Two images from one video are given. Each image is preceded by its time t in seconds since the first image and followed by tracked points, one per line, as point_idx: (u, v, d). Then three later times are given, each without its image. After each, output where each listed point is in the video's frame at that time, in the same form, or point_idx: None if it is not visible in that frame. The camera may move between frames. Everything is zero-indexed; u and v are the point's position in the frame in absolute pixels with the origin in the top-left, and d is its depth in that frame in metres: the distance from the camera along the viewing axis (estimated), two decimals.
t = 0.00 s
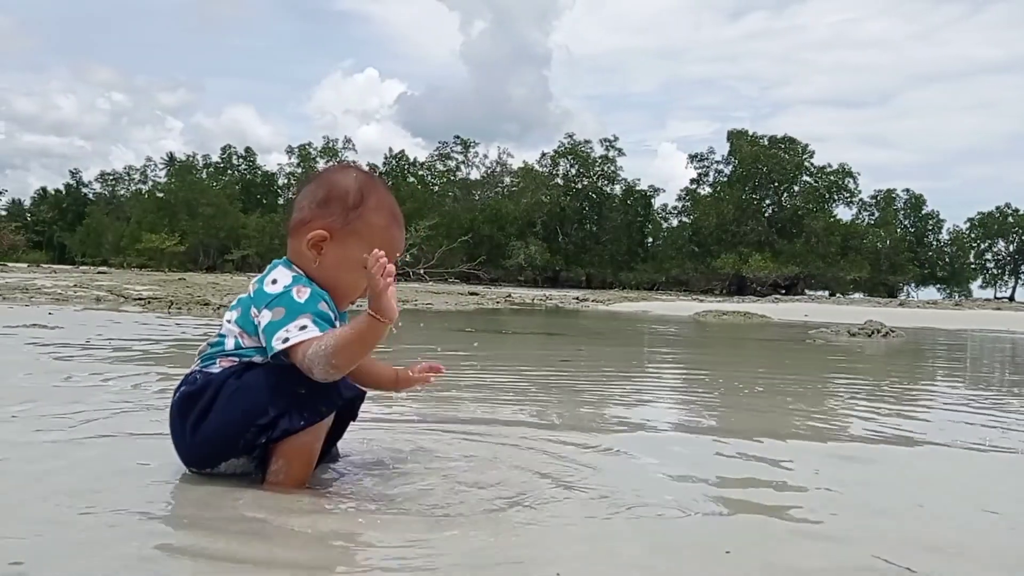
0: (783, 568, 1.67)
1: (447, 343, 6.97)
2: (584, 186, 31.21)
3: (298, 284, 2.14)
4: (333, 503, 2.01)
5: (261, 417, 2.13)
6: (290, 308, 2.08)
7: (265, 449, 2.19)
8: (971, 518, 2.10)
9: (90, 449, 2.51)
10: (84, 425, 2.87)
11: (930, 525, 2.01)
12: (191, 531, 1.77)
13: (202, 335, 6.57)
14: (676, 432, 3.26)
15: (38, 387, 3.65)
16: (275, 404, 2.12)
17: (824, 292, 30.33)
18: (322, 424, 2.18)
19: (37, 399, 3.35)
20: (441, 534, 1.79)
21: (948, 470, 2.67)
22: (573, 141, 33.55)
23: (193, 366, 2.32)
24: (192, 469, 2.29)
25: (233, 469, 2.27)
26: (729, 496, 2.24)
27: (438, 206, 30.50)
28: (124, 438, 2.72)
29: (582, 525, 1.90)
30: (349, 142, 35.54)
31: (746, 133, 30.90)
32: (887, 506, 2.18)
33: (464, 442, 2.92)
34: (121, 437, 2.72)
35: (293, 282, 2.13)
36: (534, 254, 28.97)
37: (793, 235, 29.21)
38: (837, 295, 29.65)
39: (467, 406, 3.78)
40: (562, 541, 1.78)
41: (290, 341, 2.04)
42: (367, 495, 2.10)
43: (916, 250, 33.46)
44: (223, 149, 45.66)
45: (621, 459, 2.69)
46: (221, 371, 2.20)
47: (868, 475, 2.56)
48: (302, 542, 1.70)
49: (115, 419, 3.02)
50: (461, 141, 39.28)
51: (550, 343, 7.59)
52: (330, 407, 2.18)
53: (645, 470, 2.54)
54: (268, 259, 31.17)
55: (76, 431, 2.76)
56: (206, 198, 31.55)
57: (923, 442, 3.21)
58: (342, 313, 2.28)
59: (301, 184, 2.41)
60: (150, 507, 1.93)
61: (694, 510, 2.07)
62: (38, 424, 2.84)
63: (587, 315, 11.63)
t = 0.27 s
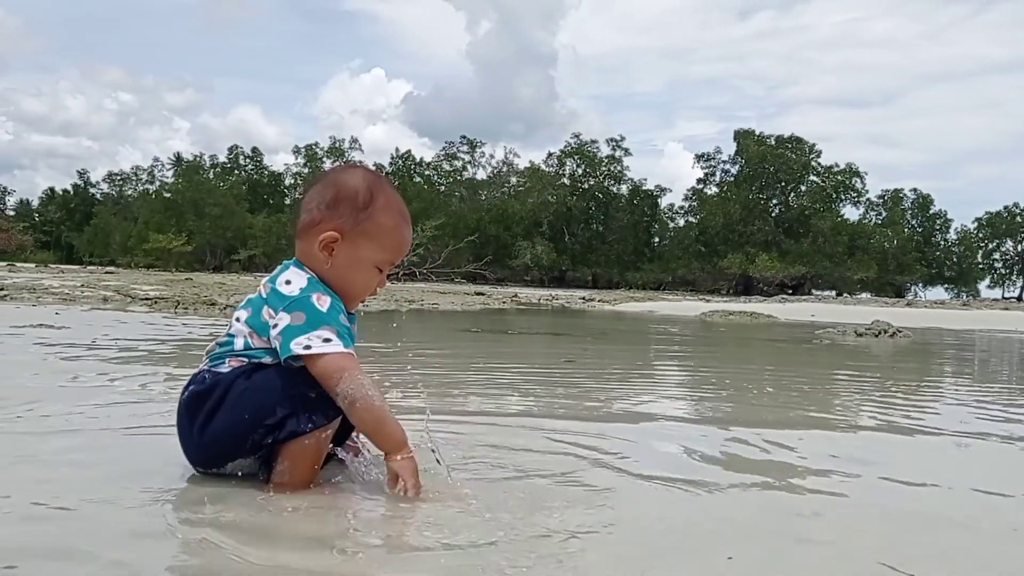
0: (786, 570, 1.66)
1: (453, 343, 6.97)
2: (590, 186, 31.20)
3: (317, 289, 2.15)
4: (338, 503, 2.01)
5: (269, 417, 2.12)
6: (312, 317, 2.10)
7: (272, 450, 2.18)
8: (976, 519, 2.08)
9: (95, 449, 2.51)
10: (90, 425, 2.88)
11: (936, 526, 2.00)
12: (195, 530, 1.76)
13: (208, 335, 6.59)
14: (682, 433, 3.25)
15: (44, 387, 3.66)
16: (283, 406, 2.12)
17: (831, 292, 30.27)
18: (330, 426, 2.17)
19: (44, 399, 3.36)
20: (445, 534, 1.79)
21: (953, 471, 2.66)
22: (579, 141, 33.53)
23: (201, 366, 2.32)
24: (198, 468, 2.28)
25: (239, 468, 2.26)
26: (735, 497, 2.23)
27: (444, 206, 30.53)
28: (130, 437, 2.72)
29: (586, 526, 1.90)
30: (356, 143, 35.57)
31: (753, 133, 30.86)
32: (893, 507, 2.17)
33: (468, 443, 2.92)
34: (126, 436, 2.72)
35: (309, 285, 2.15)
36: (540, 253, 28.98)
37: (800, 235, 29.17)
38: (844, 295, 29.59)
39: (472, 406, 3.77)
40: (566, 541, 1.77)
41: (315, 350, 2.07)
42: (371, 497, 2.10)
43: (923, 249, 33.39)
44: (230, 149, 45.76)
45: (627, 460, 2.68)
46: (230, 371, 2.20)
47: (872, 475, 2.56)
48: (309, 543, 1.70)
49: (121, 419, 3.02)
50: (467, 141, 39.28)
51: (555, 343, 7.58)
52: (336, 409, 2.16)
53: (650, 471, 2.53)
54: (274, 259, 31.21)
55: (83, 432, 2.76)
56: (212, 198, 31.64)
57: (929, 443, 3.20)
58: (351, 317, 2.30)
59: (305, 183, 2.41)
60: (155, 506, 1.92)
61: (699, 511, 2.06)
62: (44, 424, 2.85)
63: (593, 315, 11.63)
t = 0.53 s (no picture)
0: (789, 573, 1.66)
1: (457, 344, 6.98)
2: (594, 186, 31.19)
3: (318, 291, 2.15)
4: (336, 507, 2.01)
5: (268, 421, 2.12)
6: (310, 317, 2.09)
7: (274, 456, 2.17)
8: (978, 521, 2.09)
9: (101, 451, 2.53)
10: (95, 428, 2.88)
11: (938, 527, 2.00)
12: (197, 531, 1.77)
13: (212, 337, 6.61)
14: (686, 435, 3.25)
15: (49, 389, 3.67)
16: (281, 413, 2.12)
17: (835, 292, 30.22)
18: (330, 429, 2.15)
19: (48, 401, 3.37)
20: (444, 538, 1.79)
21: (955, 474, 2.66)
22: (583, 141, 33.53)
23: (202, 371, 2.33)
24: (201, 473, 2.28)
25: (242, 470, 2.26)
26: (738, 499, 2.23)
27: (448, 206, 30.55)
28: (135, 438, 2.73)
29: (585, 527, 1.90)
30: (360, 143, 35.59)
31: (757, 133, 30.82)
32: (894, 509, 2.17)
33: (472, 444, 2.91)
34: (130, 438, 2.73)
35: (312, 289, 2.15)
36: (544, 254, 28.98)
37: (804, 235, 29.11)
38: (848, 295, 29.54)
39: (476, 408, 3.78)
40: (565, 544, 1.77)
41: (308, 347, 2.05)
42: (370, 499, 2.10)
43: (928, 249, 33.32)
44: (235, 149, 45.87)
45: (630, 463, 2.68)
46: (230, 375, 2.20)
47: (875, 478, 2.55)
48: (305, 545, 1.70)
49: (126, 421, 3.03)
50: (471, 141, 39.30)
51: (559, 344, 7.58)
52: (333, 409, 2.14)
53: (652, 473, 2.53)
54: (278, 260, 31.23)
55: (86, 434, 2.76)
56: (216, 198, 31.71)
57: (931, 444, 3.19)
58: (354, 323, 2.29)
59: (314, 191, 2.42)
60: (155, 508, 1.93)
61: (701, 513, 2.06)
62: (49, 426, 2.86)
63: (597, 316, 11.63)
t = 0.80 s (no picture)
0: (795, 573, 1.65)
1: (460, 344, 6.98)
2: (596, 186, 31.17)
3: (324, 294, 2.15)
4: (340, 506, 2.00)
5: (267, 421, 2.12)
6: (314, 316, 2.09)
7: (275, 460, 2.16)
8: (984, 522, 2.09)
9: (105, 451, 2.53)
10: (100, 428, 2.89)
11: (942, 528, 2.00)
12: (201, 532, 1.77)
13: (215, 337, 6.61)
14: (689, 435, 3.24)
15: (53, 390, 3.68)
16: (279, 415, 2.12)
17: (837, 292, 30.19)
18: (329, 429, 2.15)
19: (52, 402, 3.37)
20: (448, 537, 1.78)
21: (959, 474, 2.65)
22: (585, 141, 33.51)
23: (204, 371, 2.34)
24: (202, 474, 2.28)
25: (241, 473, 2.26)
26: (742, 498, 2.23)
27: (450, 206, 30.53)
28: (140, 439, 2.74)
29: (590, 528, 1.89)
30: (362, 143, 35.58)
31: (759, 133, 30.80)
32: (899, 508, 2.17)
33: (475, 444, 2.91)
34: (135, 438, 2.73)
35: (320, 292, 2.15)
36: (546, 253, 28.96)
37: (807, 235, 29.05)
38: (850, 295, 29.51)
39: (479, 408, 3.77)
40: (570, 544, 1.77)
41: (308, 345, 2.04)
42: (374, 499, 2.10)
43: (930, 249, 33.29)
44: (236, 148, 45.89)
45: (633, 461, 2.68)
46: (231, 375, 2.21)
47: (879, 477, 2.55)
48: (308, 546, 1.70)
49: (130, 422, 3.03)
50: (473, 141, 39.30)
51: (561, 344, 7.57)
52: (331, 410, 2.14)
53: (656, 472, 2.52)
54: (280, 260, 31.20)
55: (89, 435, 2.76)
56: (218, 198, 31.72)
57: (935, 444, 3.18)
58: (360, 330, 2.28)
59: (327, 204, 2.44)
60: (160, 508, 1.93)
61: (706, 512, 2.06)
62: (54, 428, 2.87)
63: (600, 317, 11.63)
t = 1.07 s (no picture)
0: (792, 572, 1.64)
1: (460, 343, 6.98)
2: (597, 186, 31.17)
3: (340, 301, 2.18)
4: (335, 502, 1.99)
5: (244, 416, 2.12)
6: (331, 323, 2.13)
7: (258, 454, 2.13)
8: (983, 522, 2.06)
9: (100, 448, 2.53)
10: (99, 426, 2.89)
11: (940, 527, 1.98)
12: (189, 528, 1.76)
13: (215, 335, 6.61)
14: (689, 433, 3.23)
15: (52, 388, 3.67)
16: (258, 405, 2.11)
17: (838, 292, 30.17)
18: (306, 423, 2.11)
19: (51, 399, 3.37)
20: (440, 535, 1.76)
21: (959, 473, 2.64)
22: (586, 141, 33.52)
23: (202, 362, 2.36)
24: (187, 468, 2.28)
25: (220, 465, 2.23)
26: (740, 497, 2.22)
27: (451, 206, 30.53)
28: (137, 437, 2.73)
29: (586, 525, 1.88)
30: (363, 143, 35.59)
31: (761, 133, 30.81)
32: (897, 508, 2.15)
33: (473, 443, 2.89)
34: (131, 435, 2.74)
35: (331, 297, 2.18)
36: (547, 253, 28.95)
37: (808, 235, 28.97)
38: (852, 295, 29.48)
39: (478, 406, 3.77)
40: (565, 542, 1.75)
41: (335, 355, 2.09)
42: (368, 495, 2.08)
43: (931, 250, 33.30)
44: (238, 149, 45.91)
45: (631, 461, 2.66)
46: (217, 366, 2.22)
47: (879, 477, 2.53)
48: (297, 542, 1.68)
49: (129, 420, 3.03)
50: (474, 141, 39.31)
51: (562, 343, 7.57)
52: (311, 401, 2.11)
53: (653, 472, 2.51)
54: (281, 259, 31.23)
55: (85, 432, 2.75)
56: (220, 198, 31.77)
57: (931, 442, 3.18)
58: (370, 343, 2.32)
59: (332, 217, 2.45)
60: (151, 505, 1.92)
61: (704, 511, 2.04)
62: (52, 424, 2.86)
63: (601, 316, 11.63)
